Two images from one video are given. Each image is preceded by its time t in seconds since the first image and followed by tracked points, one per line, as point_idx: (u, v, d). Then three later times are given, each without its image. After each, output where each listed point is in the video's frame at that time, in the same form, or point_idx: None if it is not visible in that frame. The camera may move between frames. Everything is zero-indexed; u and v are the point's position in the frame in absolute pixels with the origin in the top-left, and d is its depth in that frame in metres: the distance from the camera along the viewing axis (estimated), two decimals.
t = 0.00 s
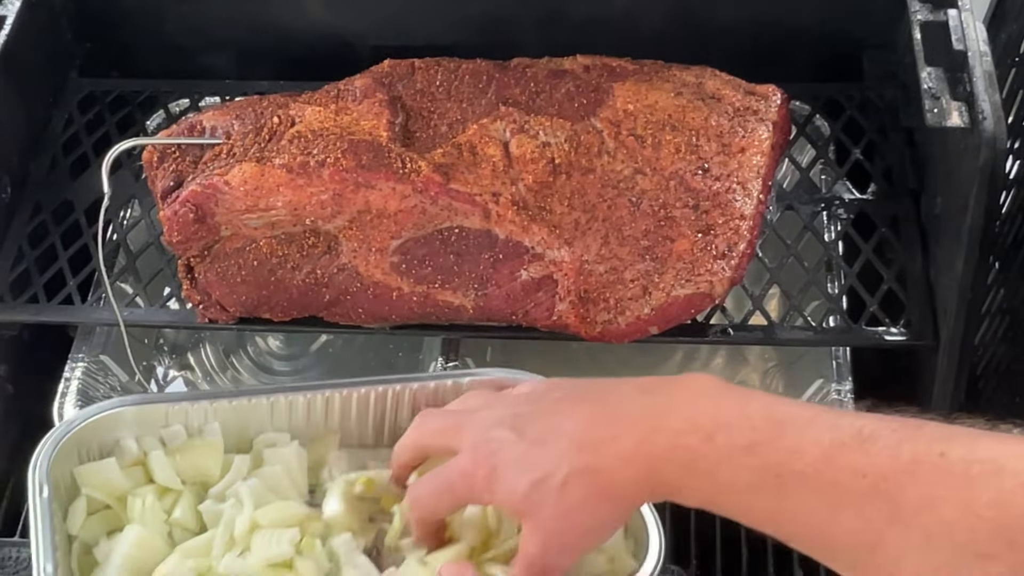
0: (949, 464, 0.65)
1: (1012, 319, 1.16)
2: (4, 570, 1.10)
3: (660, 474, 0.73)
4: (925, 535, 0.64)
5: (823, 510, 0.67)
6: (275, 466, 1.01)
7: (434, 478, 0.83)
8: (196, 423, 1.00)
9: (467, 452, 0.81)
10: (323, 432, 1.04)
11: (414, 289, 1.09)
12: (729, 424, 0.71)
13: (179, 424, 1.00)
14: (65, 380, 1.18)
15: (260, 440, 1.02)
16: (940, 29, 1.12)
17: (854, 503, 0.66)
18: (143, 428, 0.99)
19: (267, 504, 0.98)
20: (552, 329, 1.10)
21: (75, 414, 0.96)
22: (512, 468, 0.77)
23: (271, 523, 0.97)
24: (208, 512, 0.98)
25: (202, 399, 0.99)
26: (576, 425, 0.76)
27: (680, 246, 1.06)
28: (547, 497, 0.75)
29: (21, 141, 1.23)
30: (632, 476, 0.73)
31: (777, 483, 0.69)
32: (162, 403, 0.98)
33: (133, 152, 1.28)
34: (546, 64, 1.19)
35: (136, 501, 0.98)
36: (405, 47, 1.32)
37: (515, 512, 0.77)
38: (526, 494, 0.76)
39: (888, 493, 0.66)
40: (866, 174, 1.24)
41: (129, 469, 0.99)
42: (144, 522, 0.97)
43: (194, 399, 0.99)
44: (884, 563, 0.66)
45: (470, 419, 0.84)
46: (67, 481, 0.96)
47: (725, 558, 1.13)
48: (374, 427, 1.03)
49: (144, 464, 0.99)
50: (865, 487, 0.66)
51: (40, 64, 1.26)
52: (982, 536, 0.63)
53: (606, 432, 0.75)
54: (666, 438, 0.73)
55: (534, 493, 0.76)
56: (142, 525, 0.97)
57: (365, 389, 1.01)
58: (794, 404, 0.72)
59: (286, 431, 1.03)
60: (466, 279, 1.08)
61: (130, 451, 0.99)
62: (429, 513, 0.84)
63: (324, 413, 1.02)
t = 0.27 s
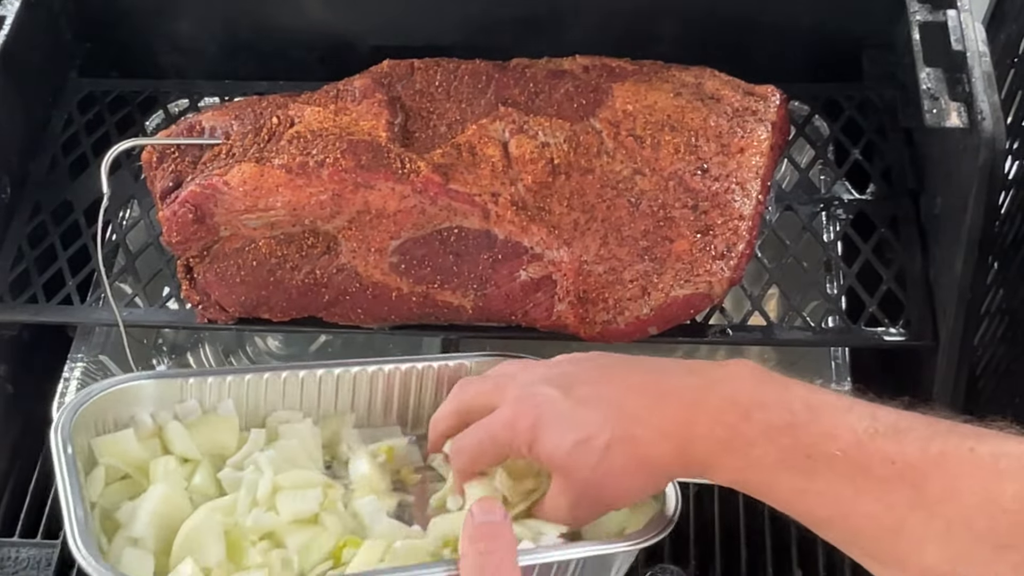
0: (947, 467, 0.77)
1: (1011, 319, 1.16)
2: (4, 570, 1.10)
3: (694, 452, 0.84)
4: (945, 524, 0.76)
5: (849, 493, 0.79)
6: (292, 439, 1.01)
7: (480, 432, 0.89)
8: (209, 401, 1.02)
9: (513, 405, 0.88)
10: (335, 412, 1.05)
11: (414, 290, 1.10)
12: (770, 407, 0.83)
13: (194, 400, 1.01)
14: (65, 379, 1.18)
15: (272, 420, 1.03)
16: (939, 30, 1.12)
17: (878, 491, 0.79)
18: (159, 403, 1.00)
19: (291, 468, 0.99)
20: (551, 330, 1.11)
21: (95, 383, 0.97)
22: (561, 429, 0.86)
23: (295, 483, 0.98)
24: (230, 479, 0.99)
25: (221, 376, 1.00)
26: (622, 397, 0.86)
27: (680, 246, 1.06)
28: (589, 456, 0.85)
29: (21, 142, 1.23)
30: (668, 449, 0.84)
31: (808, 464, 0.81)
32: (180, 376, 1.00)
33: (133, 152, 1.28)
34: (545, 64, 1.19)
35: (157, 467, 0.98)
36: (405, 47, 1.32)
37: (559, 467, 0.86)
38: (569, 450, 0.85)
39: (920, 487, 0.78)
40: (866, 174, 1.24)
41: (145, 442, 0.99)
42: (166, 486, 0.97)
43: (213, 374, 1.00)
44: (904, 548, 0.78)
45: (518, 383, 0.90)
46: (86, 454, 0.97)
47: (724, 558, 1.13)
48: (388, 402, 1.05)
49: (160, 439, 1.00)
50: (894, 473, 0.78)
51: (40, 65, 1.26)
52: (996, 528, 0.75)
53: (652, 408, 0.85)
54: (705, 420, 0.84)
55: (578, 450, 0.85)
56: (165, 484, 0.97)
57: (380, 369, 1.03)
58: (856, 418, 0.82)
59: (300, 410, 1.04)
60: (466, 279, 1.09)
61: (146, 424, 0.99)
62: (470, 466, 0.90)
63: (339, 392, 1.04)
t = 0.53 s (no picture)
0: (972, 482, 0.74)
1: (1011, 319, 1.16)
2: (4, 570, 1.10)
3: (719, 459, 0.83)
4: (972, 534, 0.73)
5: (876, 500, 0.76)
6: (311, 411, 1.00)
7: (511, 412, 0.89)
8: (228, 367, 1.01)
9: (544, 383, 0.88)
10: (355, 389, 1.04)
11: (414, 290, 1.10)
12: (801, 411, 0.80)
13: (214, 366, 1.01)
14: (65, 380, 1.17)
15: (293, 395, 1.02)
16: (940, 29, 1.12)
17: (906, 500, 0.75)
18: (181, 362, 1.00)
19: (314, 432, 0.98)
20: (551, 329, 1.11)
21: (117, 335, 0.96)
22: (588, 418, 0.86)
23: (320, 446, 0.96)
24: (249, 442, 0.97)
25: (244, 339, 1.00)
26: (653, 393, 0.85)
27: (680, 246, 1.06)
28: (614, 449, 0.85)
29: (21, 142, 1.23)
30: (691, 449, 0.83)
31: (836, 471, 0.78)
32: (203, 336, 0.99)
33: (133, 152, 1.28)
34: (546, 64, 1.19)
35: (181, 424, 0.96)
36: (405, 47, 1.32)
37: (584, 453, 0.87)
38: (594, 440, 0.85)
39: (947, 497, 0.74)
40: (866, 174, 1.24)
41: (164, 398, 0.98)
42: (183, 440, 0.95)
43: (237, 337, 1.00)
44: (928, 558, 0.75)
45: (555, 362, 0.90)
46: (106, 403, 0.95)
47: (725, 558, 1.13)
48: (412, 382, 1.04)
49: (178, 398, 0.98)
50: (921, 484, 0.75)
51: (40, 65, 1.26)
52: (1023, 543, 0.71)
53: (682, 407, 0.84)
54: (733, 425, 0.82)
55: (603, 442, 0.85)
56: (190, 436, 0.95)
57: (407, 353, 1.02)
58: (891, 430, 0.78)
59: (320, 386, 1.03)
60: (466, 279, 1.09)
61: (166, 380, 0.98)
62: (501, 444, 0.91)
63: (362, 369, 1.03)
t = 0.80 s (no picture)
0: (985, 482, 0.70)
1: (1011, 319, 1.16)
2: (4, 570, 1.11)
3: (734, 449, 0.79)
4: (986, 533, 0.69)
5: (891, 496, 0.73)
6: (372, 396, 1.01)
7: (527, 395, 0.86)
8: (232, 368, 1.00)
9: (562, 362, 0.85)
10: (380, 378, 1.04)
11: (414, 290, 1.10)
12: (819, 403, 0.77)
13: (217, 368, 0.99)
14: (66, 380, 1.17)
15: (322, 395, 1.02)
16: (940, 30, 1.12)
17: (923, 497, 0.72)
18: (183, 365, 0.98)
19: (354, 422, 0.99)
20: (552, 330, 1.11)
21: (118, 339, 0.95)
22: (602, 404, 0.82)
23: (386, 427, 0.98)
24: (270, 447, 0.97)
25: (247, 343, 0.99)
26: (670, 378, 0.81)
27: (680, 246, 1.06)
28: (630, 434, 0.82)
29: (21, 142, 1.23)
30: (708, 438, 0.80)
31: (853, 465, 0.74)
32: (206, 339, 0.98)
33: (133, 152, 1.28)
34: (546, 64, 1.19)
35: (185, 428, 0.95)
36: (405, 47, 1.32)
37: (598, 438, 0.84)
38: (608, 425, 0.82)
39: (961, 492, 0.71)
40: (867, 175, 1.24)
41: (169, 403, 0.97)
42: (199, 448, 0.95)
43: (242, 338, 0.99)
44: (943, 557, 0.71)
45: (572, 342, 0.86)
46: (107, 406, 0.93)
47: (725, 557, 1.13)
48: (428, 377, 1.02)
49: (184, 402, 0.97)
50: (938, 481, 0.71)
51: (40, 65, 1.26)
52: None
53: (700, 394, 0.80)
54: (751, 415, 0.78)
55: (618, 428, 0.82)
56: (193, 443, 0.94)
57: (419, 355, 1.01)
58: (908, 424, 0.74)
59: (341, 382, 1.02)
60: (466, 279, 1.09)
61: (170, 383, 0.97)
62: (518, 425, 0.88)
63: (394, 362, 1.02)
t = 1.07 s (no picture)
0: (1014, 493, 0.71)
1: (1011, 319, 1.16)
2: (4, 570, 1.11)
3: (754, 449, 0.80)
4: (1012, 544, 0.70)
5: (915, 505, 0.74)
6: (390, 402, 1.04)
7: (539, 389, 0.89)
8: (228, 392, 1.01)
9: (577, 361, 0.86)
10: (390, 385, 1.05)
11: (414, 290, 1.10)
12: (839, 410, 0.78)
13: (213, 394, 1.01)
14: (65, 380, 1.18)
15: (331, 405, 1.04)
16: (939, 30, 1.12)
17: (946, 506, 0.73)
18: (179, 393, 1.00)
19: (370, 424, 1.02)
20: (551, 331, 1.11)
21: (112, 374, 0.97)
22: (609, 403, 0.83)
23: (408, 444, 1.01)
24: (283, 462, 0.99)
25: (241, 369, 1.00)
26: (683, 378, 0.81)
27: (680, 246, 1.06)
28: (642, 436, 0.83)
29: (21, 141, 1.23)
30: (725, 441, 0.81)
31: (873, 472, 0.76)
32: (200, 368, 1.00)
33: (133, 152, 1.28)
34: (546, 64, 1.19)
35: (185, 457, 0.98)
36: (406, 47, 1.32)
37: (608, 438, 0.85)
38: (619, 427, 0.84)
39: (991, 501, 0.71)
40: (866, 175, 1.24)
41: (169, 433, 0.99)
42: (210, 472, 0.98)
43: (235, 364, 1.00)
44: (966, 566, 0.73)
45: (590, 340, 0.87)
46: (108, 439, 0.96)
47: (724, 558, 1.13)
48: (437, 376, 1.05)
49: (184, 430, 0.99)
50: (962, 491, 0.73)
51: (40, 65, 1.27)
52: None
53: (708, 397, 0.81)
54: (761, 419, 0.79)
55: (626, 431, 0.83)
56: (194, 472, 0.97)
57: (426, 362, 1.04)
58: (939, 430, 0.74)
59: (346, 393, 1.04)
60: (466, 279, 1.09)
61: (169, 412, 1.00)
62: (534, 414, 0.90)
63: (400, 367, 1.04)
